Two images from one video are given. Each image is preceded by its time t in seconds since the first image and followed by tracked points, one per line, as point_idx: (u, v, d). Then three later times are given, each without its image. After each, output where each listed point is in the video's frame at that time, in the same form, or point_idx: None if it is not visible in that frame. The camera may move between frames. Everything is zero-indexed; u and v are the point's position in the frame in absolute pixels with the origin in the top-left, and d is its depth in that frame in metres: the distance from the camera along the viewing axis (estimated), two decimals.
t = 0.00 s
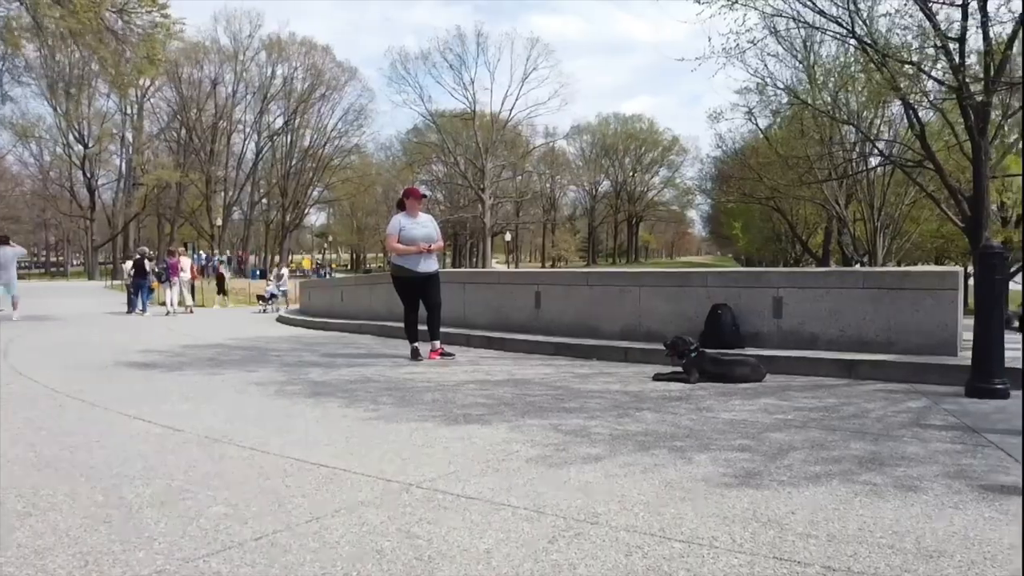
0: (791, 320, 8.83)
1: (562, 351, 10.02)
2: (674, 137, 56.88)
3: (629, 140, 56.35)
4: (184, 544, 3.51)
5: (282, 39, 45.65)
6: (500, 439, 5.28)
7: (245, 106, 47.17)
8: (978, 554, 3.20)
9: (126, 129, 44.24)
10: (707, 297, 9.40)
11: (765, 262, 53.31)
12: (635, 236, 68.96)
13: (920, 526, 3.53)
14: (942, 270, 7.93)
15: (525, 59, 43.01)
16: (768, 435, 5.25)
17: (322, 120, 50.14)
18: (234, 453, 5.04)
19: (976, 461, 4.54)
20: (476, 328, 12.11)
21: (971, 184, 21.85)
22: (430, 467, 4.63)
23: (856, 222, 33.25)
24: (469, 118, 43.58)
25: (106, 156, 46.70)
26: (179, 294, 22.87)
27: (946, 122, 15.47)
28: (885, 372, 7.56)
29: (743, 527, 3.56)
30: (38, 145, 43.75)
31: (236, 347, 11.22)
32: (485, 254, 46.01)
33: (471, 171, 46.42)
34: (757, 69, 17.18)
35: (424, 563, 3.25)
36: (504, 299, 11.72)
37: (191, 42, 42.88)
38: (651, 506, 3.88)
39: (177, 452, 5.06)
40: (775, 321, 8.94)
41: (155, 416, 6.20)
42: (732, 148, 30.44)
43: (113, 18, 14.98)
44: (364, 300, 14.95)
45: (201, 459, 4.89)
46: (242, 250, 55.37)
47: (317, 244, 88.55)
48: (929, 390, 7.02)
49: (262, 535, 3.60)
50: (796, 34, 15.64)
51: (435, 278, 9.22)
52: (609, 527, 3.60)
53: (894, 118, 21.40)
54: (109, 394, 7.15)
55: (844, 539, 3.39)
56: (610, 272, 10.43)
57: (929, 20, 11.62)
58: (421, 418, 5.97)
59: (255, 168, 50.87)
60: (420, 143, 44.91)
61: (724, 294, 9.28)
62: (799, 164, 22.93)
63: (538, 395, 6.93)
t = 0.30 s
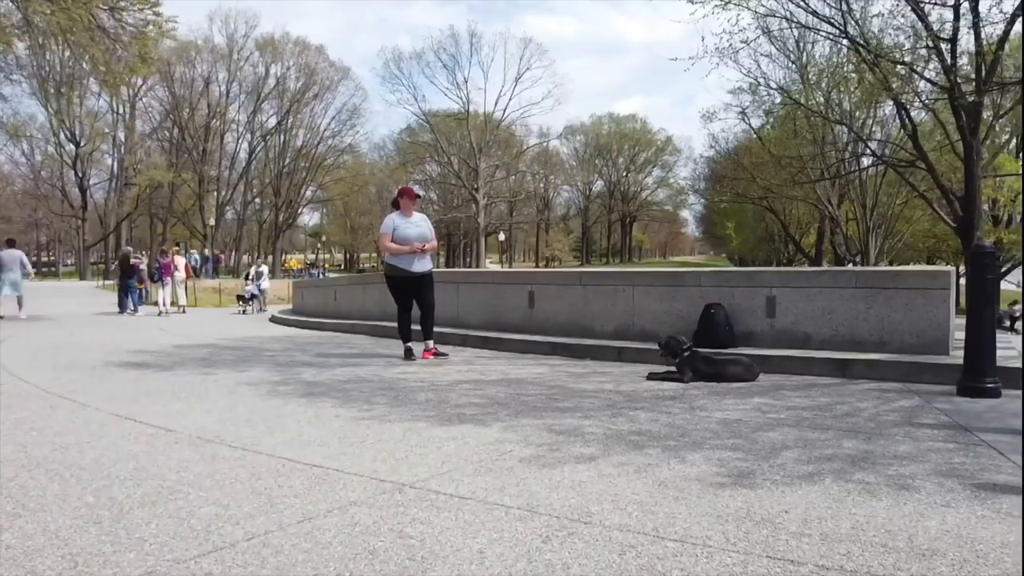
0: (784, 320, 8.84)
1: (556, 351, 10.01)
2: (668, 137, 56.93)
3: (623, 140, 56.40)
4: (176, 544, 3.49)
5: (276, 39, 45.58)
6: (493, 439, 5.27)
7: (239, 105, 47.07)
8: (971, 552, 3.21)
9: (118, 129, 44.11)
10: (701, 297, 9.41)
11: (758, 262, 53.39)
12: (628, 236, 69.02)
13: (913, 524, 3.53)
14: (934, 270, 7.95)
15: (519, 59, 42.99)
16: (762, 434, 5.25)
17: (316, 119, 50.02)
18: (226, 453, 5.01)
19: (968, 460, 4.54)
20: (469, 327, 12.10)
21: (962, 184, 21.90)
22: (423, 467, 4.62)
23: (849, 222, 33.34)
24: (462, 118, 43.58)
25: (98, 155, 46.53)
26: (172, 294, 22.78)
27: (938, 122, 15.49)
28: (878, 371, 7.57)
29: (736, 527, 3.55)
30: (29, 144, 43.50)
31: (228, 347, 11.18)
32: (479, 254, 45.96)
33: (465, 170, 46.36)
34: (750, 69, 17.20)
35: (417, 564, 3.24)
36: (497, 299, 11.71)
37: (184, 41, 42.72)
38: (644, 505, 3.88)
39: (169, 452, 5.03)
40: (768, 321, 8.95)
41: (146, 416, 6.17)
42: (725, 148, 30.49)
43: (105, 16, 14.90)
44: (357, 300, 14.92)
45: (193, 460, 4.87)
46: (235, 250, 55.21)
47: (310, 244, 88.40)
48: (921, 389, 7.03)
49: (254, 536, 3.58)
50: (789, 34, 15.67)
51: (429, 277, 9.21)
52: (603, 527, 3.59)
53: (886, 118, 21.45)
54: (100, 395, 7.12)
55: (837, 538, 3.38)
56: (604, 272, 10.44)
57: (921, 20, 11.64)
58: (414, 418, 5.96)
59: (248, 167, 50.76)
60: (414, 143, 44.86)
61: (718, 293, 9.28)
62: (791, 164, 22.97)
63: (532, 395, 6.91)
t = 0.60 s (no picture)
0: (784, 320, 8.83)
1: (554, 351, 10.01)
2: (667, 137, 56.91)
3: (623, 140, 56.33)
4: (172, 546, 3.49)
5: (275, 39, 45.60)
6: (492, 439, 5.28)
7: (238, 105, 47.09)
8: (969, 553, 3.20)
9: (118, 129, 44.14)
10: (700, 297, 9.41)
11: (758, 262, 53.38)
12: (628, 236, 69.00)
13: (913, 526, 3.52)
14: (933, 270, 7.95)
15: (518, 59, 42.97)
16: (759, 434, 5.26)
17: (315, 120, 50.04)
18: (224, 454, 5.01)
19: (965, 460, 4.54)
20: (468, 328, 12.09)
21: (962, 184, 21.90)
22: (421, 468, 4.62)
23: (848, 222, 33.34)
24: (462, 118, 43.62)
25: (98, 155, 46.54)
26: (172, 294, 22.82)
27: (937, 123, 15.48)
28: (876, 371, 7.58)
29: (734, 527, 3.56)
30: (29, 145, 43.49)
31: (228, 347, 11.20)
32: (478, 254, 45.94)
33: (464, 171, 46.37)
34: (749, 70, 17.21)
35: (416, 565, 3.23)
36: (496, 299, 11.71)
37: (183, 42, 42.71)
38: (643, 506, 3.88)
39: (167, 453, 5.03)
40: (767, 321, 8.95)
41: (145, 417, 6.18)
42: (724, 148, 30.51)
43: (104, 18, 14.90)
44: (356, 300, 14.92)
45: (191, 460, 4.88)
46: (235, 250, 55.20)
47: (310, 245, 88.37)
48: (920, 389, 7.03)
49: (252, 537, 3.58)
50: (788, 34, 15.66)
51: (428, 277, 9.21)
52: (602, 528, 3.59)
53: (886, 118, 21.46)
54: (99, 395, 7.13)
55: (836, 539, 3.38)
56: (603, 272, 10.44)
57: (920, 21, 11.63)
58: (412, 418, 5.96)
59: (248, 168, 50.77)
60: (413, 143, 44.86)
61: (717, 294, 9.28)
62: (790, 164, 22.99)
63: (530, 395, 6.92)
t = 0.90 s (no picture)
0: (785, 320, 8.82)
1: (555, 351, 10.01)
2: (669, 137, 56.88)
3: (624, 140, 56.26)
4: (174, 546, 3.49)
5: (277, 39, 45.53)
6: (492, 439, 5.28)
7: (240, 105, 47.09)
8: (972, 554, 3.19)
9: (119, 129, 44.13)
10: (701, 297, 9.40)
11: (759, 262, 53.37)
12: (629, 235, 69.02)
13: (914, 526, 3.52)
14: (934, 270, 7.95)
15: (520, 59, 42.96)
16: (757, 434, 5.27)
17: (317, 120, 50.08)
18: (225, 454, 5.01)
19: (966, 461, 4.53)
20: (469, 328, 12.09)
21: (964, 185, 21.90)
22: (422, 467, 4.62)
23: (849, 223, 33.34)
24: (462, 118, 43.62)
25: (99, 155, 46.55)
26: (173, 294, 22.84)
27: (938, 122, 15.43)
28: (877, 372, 7.57)
29: (736, 528, 3.55)
30: (31, 145, 43.51)
31: (229, 347, 11.21)
32: (479, 254, 45.93)
33: (466, 171, 46.38)
34: (750, 70, 17.20)
35: (418, 565, 3.23)
36: (497, 299, 11.71)
37: (185, 42, 42.69)
38: (644, 506, 3.87)
39: (168, 453, 5.03)
40: (768, 321, 8.94)
41: (146, 417, 6.18)
42: (726, 148, 30.50)
43: (105, 18, 14.88)
44: (357, 300, 14.93)
45: (191, 460, 4.88)
46: (236, 250, 55.25)
47: (312, 244, 88.45)
48: (921, 389, 7.03)
49: (253, 536, 3.57)
50: (789, 34, 15.65)
51: (428, 277, 9.20)
52: (604, 528, 3.58)
53: (887, 118, 21.45)
54: (100, 395, 7.13)
55: (838, 540, 3.37)
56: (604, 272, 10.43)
57: (922, 21, 11.63)
58: (413, 418, 5.96)
59: (249, 168, 50.76)
60: (414, 143, 44.83)
61: (718, 294, 9.28)
62: (792, 164, 22.98)
63: (531, 395, 6.92)
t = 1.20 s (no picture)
0: (786, 321, 8.82)
1: (556, 352, 10.02)
2: (670, 137, 56.85)
3: (625, 140, 56.20)
4: (175, 547, 3.48)
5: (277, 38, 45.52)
6: (493, 440, 5.29)
7: (241, 106, 47.09)
8: (974, 556, 3.19)
9: (120, 129, 44.13)
10: (702, 297, 9.40)
11: (760, 262, 53.37)
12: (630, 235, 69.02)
13: (916, 529, 3.51)
14: (935, 270, 7.94)
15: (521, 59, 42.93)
16: (756, 435, 5.29)
17: (318, 120, 50.11)
18: (226, 454, 5.02)
19: (966, 462, 4.54)
20: (470, 328, 12.09)
21: (965, 185, 21.90)
22: (423, 468, 4.63)
23: (851, 223, 33.33)
24: (463, 118, 43.64)
25: (100, 155, 46.55)
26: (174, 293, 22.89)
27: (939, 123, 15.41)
28: (878, 372, 7.58)
29: (738, 530, 3.54)
30: (32, 146, 43.51)
31: (231, 347, 11.25)
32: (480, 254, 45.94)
33: (467, 171, 46.39)
34: (751, 70, 17.19)
35: (419, 566, 3.23)
36: (498, 299, 11.72)
37: (186, 42, 42.67)
38: (646, 508, 3.87)
39: (168, 453, 5.04)
40: (770, 322, 8.94)
41: (147, 417, 6.19)
42: (727, 149, 30.51)
43: (106, 19, 14.89)
44: (358, 300, 14.94)
45: (193, 460, 4.88)
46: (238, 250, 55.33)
47: (313, 245, 88.46)
48: (922, 390, 7.03)
49: (254, 538, 3.57)
50: (790, 34, 15.64)
51: (430, 278, 9.20)
52: (606, 530, 3.57)
53: (888, 118, 21.45)
54: (101, 395, 7.15)
55: (839, 542, 3.38)
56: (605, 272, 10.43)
57: (923, 21, 11.63)
58: (413, 419, 5.98)
59: (250, 168, 50.79)
60: (415, 143, 44.86)
61: (719, 294, 9.27)
62: (794, 164, 22.97)
63: (531, 395, 6.94)
